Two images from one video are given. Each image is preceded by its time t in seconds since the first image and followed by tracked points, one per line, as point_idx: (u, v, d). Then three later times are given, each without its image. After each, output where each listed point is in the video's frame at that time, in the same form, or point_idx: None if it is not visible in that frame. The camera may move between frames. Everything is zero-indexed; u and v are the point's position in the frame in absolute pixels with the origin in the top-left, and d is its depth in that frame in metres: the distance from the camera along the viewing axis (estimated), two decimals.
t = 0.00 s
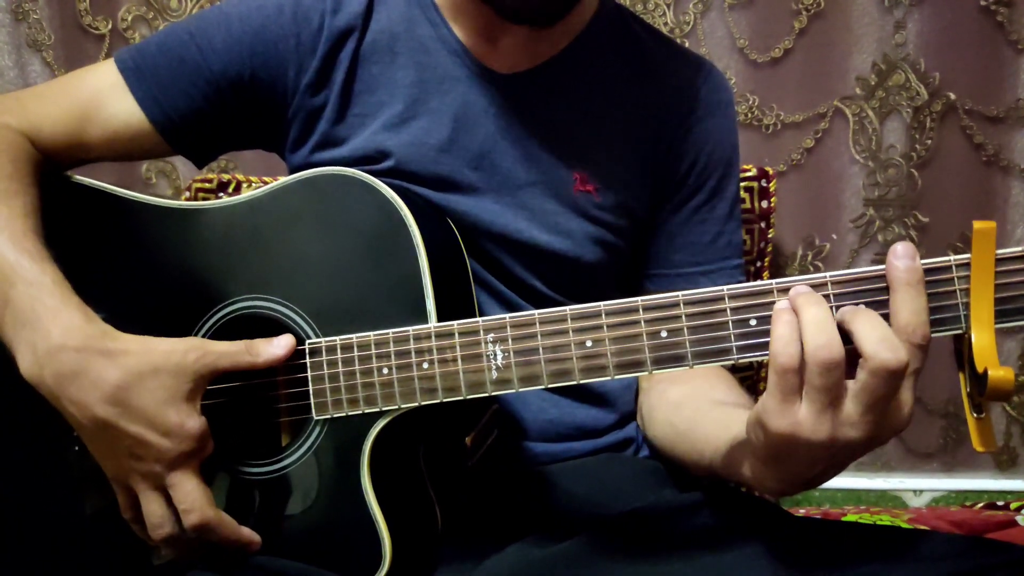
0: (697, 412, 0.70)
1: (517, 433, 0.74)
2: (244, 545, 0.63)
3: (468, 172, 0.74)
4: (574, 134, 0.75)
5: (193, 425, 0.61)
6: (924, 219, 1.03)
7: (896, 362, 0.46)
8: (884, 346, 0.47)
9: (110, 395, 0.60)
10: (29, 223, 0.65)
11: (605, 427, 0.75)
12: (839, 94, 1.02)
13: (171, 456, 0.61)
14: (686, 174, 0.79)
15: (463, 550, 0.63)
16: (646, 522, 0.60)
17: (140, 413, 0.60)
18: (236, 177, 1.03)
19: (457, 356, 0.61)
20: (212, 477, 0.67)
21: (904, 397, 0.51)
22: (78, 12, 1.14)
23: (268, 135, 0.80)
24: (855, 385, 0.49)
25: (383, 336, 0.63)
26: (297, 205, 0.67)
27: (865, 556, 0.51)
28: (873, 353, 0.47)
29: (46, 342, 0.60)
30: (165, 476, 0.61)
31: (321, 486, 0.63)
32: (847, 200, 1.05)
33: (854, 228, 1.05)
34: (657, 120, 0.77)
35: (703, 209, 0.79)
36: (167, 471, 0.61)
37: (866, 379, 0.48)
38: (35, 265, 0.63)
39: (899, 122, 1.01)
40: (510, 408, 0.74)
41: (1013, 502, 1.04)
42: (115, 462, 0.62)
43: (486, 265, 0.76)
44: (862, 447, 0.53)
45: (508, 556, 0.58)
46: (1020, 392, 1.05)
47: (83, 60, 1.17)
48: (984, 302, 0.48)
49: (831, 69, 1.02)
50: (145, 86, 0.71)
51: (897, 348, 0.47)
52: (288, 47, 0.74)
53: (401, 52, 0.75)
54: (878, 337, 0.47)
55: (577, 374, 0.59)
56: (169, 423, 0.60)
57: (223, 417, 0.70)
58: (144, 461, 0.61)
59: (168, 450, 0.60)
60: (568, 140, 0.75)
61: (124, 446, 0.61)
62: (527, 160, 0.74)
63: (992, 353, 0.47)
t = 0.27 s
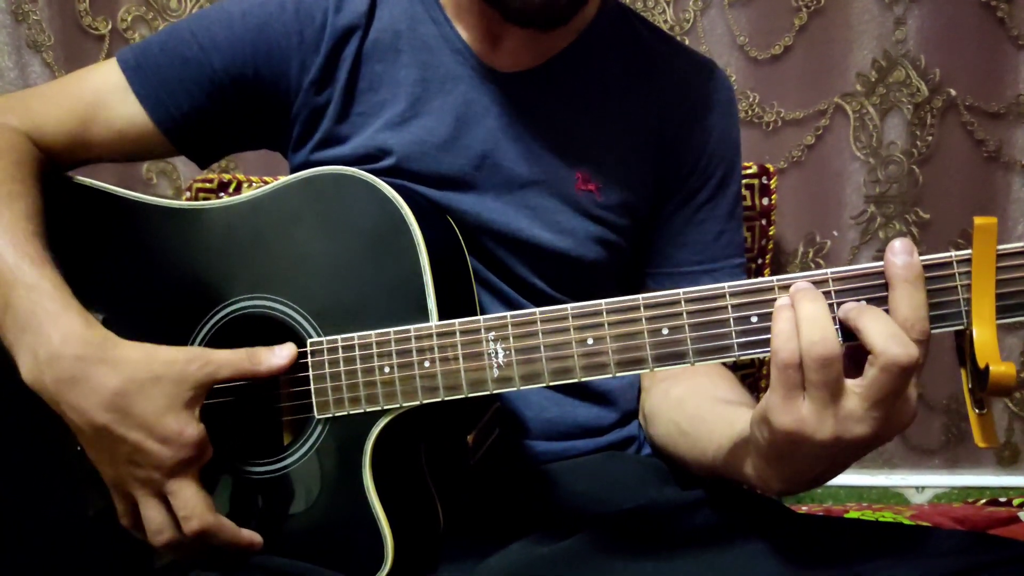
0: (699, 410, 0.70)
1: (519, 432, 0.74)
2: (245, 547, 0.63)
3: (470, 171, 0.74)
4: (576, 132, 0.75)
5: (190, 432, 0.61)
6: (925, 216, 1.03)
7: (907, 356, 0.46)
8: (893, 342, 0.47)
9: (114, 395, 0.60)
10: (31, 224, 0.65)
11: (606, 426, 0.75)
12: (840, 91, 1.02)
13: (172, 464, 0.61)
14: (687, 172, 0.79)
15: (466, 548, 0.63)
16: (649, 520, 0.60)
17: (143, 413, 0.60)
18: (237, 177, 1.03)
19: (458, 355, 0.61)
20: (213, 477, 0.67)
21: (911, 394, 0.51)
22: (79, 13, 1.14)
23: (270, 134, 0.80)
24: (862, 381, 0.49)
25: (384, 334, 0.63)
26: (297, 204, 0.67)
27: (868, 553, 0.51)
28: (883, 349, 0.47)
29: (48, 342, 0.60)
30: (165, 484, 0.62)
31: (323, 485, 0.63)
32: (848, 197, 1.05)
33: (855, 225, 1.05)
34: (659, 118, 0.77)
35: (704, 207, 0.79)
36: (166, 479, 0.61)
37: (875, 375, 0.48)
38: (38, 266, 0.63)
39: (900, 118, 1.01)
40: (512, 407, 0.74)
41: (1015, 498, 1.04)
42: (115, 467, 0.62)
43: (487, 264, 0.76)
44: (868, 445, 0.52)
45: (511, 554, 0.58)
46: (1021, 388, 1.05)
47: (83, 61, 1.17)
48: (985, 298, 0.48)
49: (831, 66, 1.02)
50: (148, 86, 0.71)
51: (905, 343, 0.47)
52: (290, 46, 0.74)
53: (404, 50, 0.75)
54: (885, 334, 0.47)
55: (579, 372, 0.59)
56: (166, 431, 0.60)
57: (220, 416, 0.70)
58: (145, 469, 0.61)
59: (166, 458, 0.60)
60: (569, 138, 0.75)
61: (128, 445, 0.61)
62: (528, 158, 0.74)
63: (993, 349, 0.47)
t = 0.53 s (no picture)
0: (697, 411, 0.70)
1: (515, 433, 0.74)
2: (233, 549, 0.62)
3: (469, 169, 0.74)
4: (575, 130, 0.75)
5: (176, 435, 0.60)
6: (923, 216, 1.03)
7: (857, 369, 0.44)
8: (844, 353, 0.44)
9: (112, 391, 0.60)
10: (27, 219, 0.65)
11: (603, 425, 0.75)
12: (839, 91, 1.02)
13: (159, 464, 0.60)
14: (686, 172, 0.79)
15: (459, 548, 0.63)
16: (646, 521, 0.60)
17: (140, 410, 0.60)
18: (234, 175, 1.03)
19: (453, 356, 0.61)
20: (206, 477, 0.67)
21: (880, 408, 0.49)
22: (76, 10, 1.14)
23: (269, 131, 0.80)
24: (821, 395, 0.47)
25: (379, 335, 0.62)
26: (294, 205, 0.67)
27: (865, 553, 0.51)
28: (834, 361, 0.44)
29: (45, 339, 0.60)
30: (153, 486, 0.61)
31: (317, 486, 0.63)
32: (847, 197, 1.05)
33: (853, 225, 1.05)
34: (658, 117, 0.77)
35: (703, 206, 0.79)
36: (154, 481, 0.61)
37: (830, 388, 0.46)
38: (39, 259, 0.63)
39: (899, 119, 1.01)
40: (508, 408, 0.75)
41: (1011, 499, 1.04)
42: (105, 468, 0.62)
43: (486, 262, 0.76)
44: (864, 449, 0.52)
45: (508, 553, 0.58)
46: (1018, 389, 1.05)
47: (80, 58, 1.16)
48: (983, 309, 0.48)
49: (830, 66, 1.02)
50: (147, 82, 0.71)
51: (862, 354, 0.44)
52: (290, 42, 0.74)
53: (405, 47, 0.75)
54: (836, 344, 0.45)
55: (573, 376, 0.59)
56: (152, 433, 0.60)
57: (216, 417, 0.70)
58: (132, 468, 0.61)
59: (150, 459, 0.60)
60: (568, 137, 0.75)
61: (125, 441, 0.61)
62: (527, 157, 0.74)
63: (990, 362, 0.46)
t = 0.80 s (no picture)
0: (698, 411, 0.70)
1: (517, 432, 0.74)
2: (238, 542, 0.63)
3: (469, 169, 0.74)
4: (576, 130, 0.75)
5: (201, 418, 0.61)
6: (924, 216, 1.03)
7: (767, 378, 0.49)
8: (758, 363, 0.49)
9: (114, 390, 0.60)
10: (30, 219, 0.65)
11: (605, 424, 0.75)
12: (840, 90, 1.02)
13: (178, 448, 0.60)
14: (686, 171, 0.79)
15: (459, 547, 0.63)
16: (647, 520, 0.60)
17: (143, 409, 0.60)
18: (235, 175, 1.03)
19: (453, 353, 0.61)
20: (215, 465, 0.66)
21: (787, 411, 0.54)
22: (77, 10, 1.14)
23: (270, 130, 0.80)
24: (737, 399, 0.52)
25: (379, 333, 0.62)
26: (294, 203, 0.67)
27: (866, 553, 0.51)
28: (749, 369, 0.49)
29: (48, 338, 0.60)
30: (171, 466, 0.61)
31: (317, 485, 0.63)
32: (847, 196, 1.05)
33: (854, 224, 1.05)
34: (658, 116, 0.77)
35: (704, 206, 0.79)
36: (173, 461, 0.61)
37: (748, 394, 0.50)
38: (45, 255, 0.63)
39: (899, 118, 1.01)
40: (509, 408, 0.75)
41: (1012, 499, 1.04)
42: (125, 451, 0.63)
43: (486, 263, 0.76)
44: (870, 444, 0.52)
45: (509, 553, 0.58)
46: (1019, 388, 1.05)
47: (81, 58, 1.16)
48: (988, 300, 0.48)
49: (830, 65, 1.02)
50: (148, 81, 0.71)
51: (769, 364, 0.49)
52: (291, 41, 0.74)
53: (405, 46, 0.75)
54: (754, 354, 0.49)
55: (574, 373, 0.59)
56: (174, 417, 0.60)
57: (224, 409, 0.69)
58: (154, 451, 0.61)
59: (174, 441, 0.60)
60: (568, 136, 0.75)
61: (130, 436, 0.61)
62: (527, 157, 0.74)
63: (994, 353, 0.46)
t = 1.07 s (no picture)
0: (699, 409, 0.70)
1: (515, 430, 0.74)
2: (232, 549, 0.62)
3: (469, 168, 0.73)
4: (576, 128, 0.75)
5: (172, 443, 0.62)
6: (922, 214, 1.03)
7: (773, 374, 0.49)
8: (765, 360, 0.49)
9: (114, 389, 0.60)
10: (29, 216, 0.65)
11: (603, 420, 0.75)
12: (839, 88, 1.02)
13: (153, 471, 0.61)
14: (687, 169, 0.78)
15: (458, 545, 0.63)
16: (644, 519, 0.60)
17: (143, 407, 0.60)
18: (233, 172, 1.03)
19: (453, 350, 0.61)
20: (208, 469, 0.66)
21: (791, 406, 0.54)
22: (75, 7, 1.13)
23: (270, 128, 0.80)
24: (741, 395, 0.52)
25: (379, 329, 0.62)
26: (294, 201, 0.67)
27: (865, 551, 0.51)
28: (755, 366, 0.49)
29: (47, 336, 0.60)
30: (146, 493, 0.62)
31: (317, 482, 0.63)
32: (846, 195, 1.05)
33: (852, 223, 1.05)
34: (659, 115, 0.77)
35: (703, 205, 0.79)
36: (147, 488, 0.62)
37: (751, 390, 0.50)
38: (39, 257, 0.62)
39: (898, 116, 1.01)
40: (507, 405, 0.75)
41: (1010, 497, 1.04)
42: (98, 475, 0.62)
43: (486, 261, 0.76)
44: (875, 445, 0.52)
45: (507, 552, 0.58)
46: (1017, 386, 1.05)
47: (79, 55, 1.16)
48: (989, 296, 0.48)
49: (830, 63, 1.02)
50: (147, 80, 0.71)
51: (776, 360, 0.49)
52: (290, 39, 0.74)
53: (405, 44, 0.74)
54: (760, 350, 0.49)
55: (574, 370, 0.59)
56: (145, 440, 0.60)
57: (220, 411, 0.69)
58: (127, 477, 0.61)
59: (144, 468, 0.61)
60: (569, 135, 0.75)
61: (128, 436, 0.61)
62: (527, 156, 0.74)
63: (996, 349, 0.46)
